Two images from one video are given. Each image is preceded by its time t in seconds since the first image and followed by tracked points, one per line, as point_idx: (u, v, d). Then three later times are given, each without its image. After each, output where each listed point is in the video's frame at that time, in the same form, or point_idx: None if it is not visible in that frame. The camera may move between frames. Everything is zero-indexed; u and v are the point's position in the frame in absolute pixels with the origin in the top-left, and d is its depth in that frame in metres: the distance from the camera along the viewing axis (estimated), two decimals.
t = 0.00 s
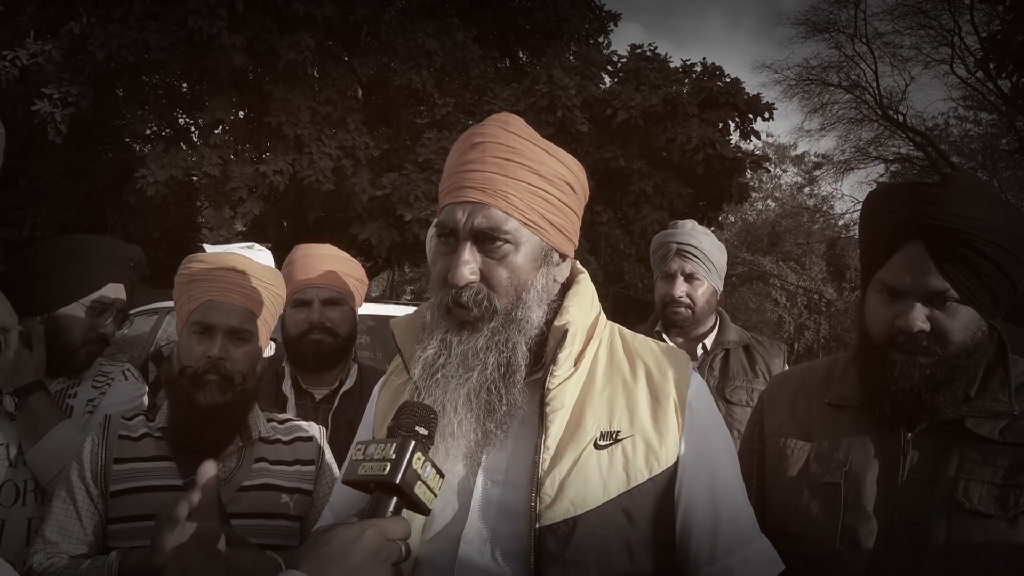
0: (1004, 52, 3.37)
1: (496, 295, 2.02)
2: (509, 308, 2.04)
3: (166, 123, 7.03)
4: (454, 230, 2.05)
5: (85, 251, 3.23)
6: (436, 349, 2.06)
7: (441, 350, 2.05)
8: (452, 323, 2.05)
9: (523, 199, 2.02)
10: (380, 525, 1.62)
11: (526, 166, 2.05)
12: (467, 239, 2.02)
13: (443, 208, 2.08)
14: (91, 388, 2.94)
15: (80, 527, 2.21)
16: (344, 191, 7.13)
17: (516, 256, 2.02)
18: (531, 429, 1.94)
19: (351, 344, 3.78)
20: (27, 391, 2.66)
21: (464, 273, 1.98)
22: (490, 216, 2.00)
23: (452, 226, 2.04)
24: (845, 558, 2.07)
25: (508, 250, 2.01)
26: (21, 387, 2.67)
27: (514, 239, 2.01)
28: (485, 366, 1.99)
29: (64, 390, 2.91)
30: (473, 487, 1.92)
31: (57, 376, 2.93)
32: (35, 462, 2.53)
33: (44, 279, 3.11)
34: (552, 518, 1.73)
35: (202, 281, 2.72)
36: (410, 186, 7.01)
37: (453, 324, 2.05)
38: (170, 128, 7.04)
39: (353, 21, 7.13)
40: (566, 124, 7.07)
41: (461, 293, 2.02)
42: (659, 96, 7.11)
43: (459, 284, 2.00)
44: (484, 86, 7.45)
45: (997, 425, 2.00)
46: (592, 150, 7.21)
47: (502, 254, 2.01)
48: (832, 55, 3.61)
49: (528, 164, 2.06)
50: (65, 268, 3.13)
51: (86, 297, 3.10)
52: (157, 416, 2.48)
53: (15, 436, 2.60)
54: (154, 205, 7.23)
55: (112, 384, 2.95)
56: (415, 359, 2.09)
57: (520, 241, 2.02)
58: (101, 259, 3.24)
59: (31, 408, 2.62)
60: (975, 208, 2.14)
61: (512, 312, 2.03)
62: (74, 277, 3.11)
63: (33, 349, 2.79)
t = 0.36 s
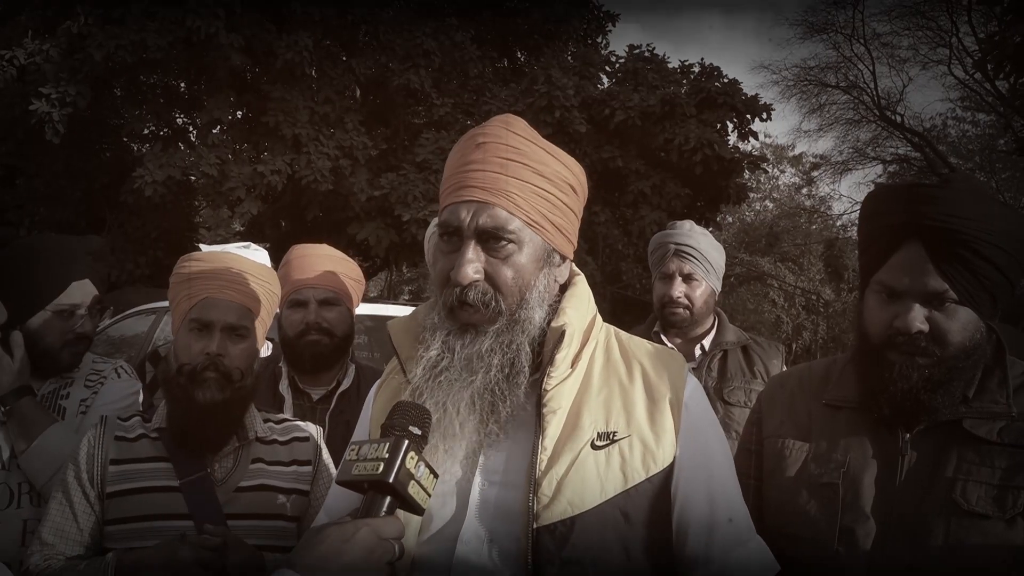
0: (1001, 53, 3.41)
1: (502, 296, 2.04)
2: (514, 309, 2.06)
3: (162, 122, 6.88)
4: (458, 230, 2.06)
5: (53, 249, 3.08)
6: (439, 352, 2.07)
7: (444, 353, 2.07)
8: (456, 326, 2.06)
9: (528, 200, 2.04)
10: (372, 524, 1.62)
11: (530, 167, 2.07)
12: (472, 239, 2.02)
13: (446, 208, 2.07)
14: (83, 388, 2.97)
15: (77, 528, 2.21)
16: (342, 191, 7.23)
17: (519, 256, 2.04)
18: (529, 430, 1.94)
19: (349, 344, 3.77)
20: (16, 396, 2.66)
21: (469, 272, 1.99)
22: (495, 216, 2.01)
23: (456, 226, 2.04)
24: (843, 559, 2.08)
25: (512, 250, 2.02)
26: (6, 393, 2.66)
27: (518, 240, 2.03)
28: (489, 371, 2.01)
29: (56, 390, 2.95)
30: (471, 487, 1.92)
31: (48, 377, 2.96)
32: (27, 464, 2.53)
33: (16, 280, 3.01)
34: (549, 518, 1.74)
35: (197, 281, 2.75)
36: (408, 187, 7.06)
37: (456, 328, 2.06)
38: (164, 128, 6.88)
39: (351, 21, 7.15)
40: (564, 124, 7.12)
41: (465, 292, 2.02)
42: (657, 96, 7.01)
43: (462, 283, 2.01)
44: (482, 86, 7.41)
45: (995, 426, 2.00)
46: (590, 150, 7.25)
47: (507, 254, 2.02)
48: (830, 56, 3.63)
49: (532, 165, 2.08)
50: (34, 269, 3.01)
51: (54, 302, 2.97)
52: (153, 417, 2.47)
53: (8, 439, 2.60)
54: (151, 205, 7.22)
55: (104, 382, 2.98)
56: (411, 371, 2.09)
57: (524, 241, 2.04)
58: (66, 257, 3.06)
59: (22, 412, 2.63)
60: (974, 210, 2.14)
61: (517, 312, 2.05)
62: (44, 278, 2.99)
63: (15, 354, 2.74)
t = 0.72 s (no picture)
0: (1007, 53, 3.37)
1: (524, 269, 2.05)
2: (535, 282, 2.06)
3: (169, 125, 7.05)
4: (484, 205, 2.09)
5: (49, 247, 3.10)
6: (450, 320, 2.10)
7: (455, 321, 2.09)
8: (469, 295, 2.09)
9: (554, 182, 2.08)
10: (379, 526, 1.63)
11: (557, 154, 2.12)
12: (497, 213, 2.06)
13: (471, 185, 2.10)
14: (85, 389, 2.96)
15: (86, 531, 2.22)
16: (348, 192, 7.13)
17: (542, 235, 2.06)
18: (537, 430, 1.93)
19: (357, 345, 3.77)
20: (11, 403, 2.60)
21: (491, 245, 2.01)
22: (521, 192, 2.04)
23: (482, 200, 2.07)
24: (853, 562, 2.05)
25: (535, 229, 2.05)
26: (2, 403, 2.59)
27: (541, 219, 2.06)
28: (506, 338, 2.01)
29: (58, 391, 2.93)
30: (479, 489, 1.90)
31: (50, 377, 2.95)
32: (31, 469, 2.52)
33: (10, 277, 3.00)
34: (559, 518, 1.72)
35: (206, 278, 2.84)
36: (413, 188, 7.00)
37: (469, 296, 2.09)
38: (172, 130, 7.03)
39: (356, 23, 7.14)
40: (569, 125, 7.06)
41: (488, 261, 2.04)
42: (663, 97, 7.07)
43: (484, 254, 2.02)
44: (487, 87, 7.47)
45: (1004, 427, 2.00)
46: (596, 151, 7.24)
47: (530, 231, 2.05)
48: (836, 55, 3.62)
49: (559, 152, 2.13)
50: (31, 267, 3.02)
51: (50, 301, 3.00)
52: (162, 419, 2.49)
53: (9, 443, 2.58)
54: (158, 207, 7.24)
55: (105, 383, 2.98)
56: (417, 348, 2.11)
57: (547, 221, 2.07)
58: (64, 255, 3.10)
59: (19, 420, 2.58)
60: (983, 210, 2.14)
61: (537, 289, 2.06)
62: (40, 276, 3.01)
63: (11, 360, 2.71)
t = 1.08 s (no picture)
0: (1011, 56, 3.38)
1: (532, 265, 2.07)
2: (542, 278, 2.07)
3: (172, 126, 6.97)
4: (495, 199, 2.12)
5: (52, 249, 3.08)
6: (454, 314, 2.14)
7: (459, 314, 2.13)
8: (475, 290, 2.10)
9: (564, 180, 2.12)
10: (378, 526, 1.62)
11: (569, 155, 2.17)
12: (508, 205, 2.09)
13: (484, 178, 2.14)
14: (89, 389, 2.98)
15: (90, 531, 2.22)
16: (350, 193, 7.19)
17: (551, 233, 2.08)
18: (541, 430, 1.92)
19: (358, 346, 3.77)
20: (19, 402, 2.63)
21: (500, 237, 2.04)
22: (532, 188, 2.08)
23: (494, 194, 2.11)
24: (857, 563, 2.05)
25: (544, 225, 2.08)
26: (8, 400, 2.63)
27: (551, 216, 2.09)
28: (510, 332, 2.03)
29: (62, 392, 2.94)
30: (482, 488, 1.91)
31: (53, 379, 2.95)
32: (36, 469, 2.53)
33: (10, 278, 2.98)
34: (564, 516, 1.72)
35: (209, 280, 2.85)
36: (416, 189, 7.02)
37: (475, 291, 2.11)
38: (174, 131, 6.96)
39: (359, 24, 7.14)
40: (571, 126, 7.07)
41: (497, 253, 2.06)
42: (665, 98, 7.07)
43: (494, 246, 2.05)
44: (489, 88, 7.51)
45: (1009, 428, 1.99)
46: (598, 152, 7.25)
47: (539, 227, 2.08)
48: (838, 56, 3.60)
49: (570, 153, 2.18)
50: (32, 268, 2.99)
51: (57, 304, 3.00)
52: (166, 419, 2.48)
53: (13, 440, 2.60)
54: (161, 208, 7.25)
55: (109, 384, 2.99)
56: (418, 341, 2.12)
57: (556, 218, 2.10)
58: (64, 256, 3.07)
59: (26, 419, 2.60)
60: (986, 212, 2.14)
61: (544, 284, 2.07)
62: (44, 279, 2.99)
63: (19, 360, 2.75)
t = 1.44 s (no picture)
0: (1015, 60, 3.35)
1: (535, 274, 2.09)
2: (544, 287, 2.10)
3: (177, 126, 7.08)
4: (496, 207, 2.13)
5: (66, 250, 3.16)
6: (462, 326, 2.14)
7: (466, 327, 2.13)
8: (481, 301, 2.13)
9: (567, 186, 2.13)
10: (386, 528, 1.63)
11: (570, 159, 2.18)
12: (510, 214, 2.10)
13: (486, 187, 2.15)
14: (96, 389, 2.96)
15: (95, 530, 2.22)
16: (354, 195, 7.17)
17: (553, 239, 2.10)
18: (547, 436, 1.94)
19: (363, 347, 3.77)
20: (26, 400, 2.64)
21: (503, 246, 2.05)
22: (534, 196, 2.09)
23: (496, 202, 2.12)
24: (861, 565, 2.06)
25: (547, 232, 2.09)
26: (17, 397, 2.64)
27: (553, 223, 2.09)
28: (515, 346, 2.05)
29: (70, 391, 2.94)
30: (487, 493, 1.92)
31: (59, 379, 2.95)
32: (42, 468, 2.55)
33: (23, 277, 3.05)
34: (569, 520, 1.72)
35: (213, 283, 2.85)
36: (419, 191, 7.06)
37: (481, 303, 2.13)
38: (179, 134, 7.09)
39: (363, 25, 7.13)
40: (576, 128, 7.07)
41: (500, 263, 2.08)
42: (670, 101, 7.05)
43: (496, 256, 2.07)
44: (494, 90, 7.50)
45: (1014, 431, 2.00)
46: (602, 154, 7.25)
47: (542, 234, 2.09)
48: (843, 60, 3.59)
49: (572, 158, 2.19)
50: (45, 266, 3.06)
51: (66, 300, 3.01)
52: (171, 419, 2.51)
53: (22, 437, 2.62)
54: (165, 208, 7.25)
55: (116, 384, 2.97)
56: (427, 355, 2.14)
57: (559, 225, 2.10)
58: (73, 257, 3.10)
59: (32, 419, 2.61)
60: (991, 215, 2.14)
61: (547, 294, 2.09)
62: (56, 276, 3.04)
63: (28, 359, 2.73)
